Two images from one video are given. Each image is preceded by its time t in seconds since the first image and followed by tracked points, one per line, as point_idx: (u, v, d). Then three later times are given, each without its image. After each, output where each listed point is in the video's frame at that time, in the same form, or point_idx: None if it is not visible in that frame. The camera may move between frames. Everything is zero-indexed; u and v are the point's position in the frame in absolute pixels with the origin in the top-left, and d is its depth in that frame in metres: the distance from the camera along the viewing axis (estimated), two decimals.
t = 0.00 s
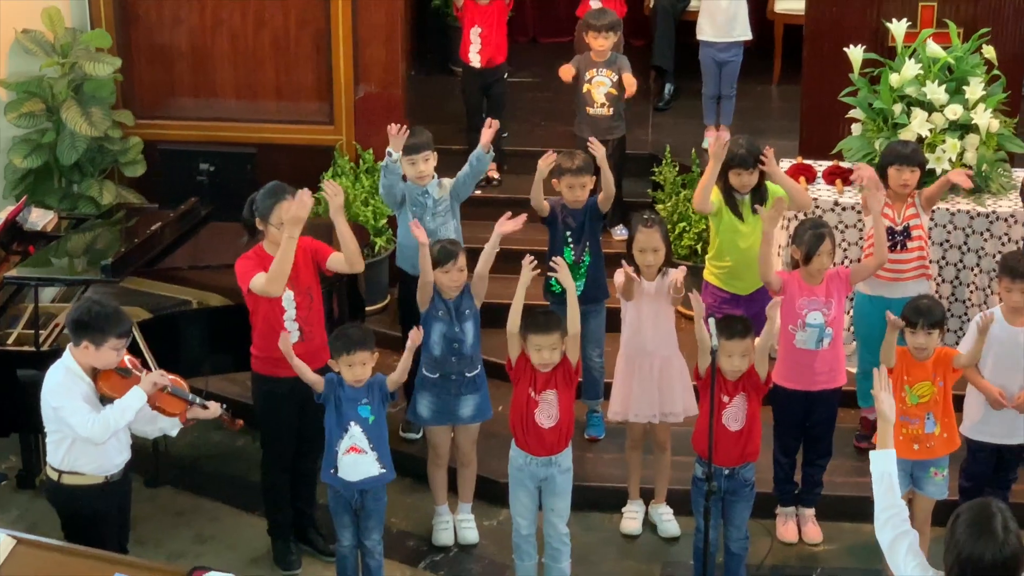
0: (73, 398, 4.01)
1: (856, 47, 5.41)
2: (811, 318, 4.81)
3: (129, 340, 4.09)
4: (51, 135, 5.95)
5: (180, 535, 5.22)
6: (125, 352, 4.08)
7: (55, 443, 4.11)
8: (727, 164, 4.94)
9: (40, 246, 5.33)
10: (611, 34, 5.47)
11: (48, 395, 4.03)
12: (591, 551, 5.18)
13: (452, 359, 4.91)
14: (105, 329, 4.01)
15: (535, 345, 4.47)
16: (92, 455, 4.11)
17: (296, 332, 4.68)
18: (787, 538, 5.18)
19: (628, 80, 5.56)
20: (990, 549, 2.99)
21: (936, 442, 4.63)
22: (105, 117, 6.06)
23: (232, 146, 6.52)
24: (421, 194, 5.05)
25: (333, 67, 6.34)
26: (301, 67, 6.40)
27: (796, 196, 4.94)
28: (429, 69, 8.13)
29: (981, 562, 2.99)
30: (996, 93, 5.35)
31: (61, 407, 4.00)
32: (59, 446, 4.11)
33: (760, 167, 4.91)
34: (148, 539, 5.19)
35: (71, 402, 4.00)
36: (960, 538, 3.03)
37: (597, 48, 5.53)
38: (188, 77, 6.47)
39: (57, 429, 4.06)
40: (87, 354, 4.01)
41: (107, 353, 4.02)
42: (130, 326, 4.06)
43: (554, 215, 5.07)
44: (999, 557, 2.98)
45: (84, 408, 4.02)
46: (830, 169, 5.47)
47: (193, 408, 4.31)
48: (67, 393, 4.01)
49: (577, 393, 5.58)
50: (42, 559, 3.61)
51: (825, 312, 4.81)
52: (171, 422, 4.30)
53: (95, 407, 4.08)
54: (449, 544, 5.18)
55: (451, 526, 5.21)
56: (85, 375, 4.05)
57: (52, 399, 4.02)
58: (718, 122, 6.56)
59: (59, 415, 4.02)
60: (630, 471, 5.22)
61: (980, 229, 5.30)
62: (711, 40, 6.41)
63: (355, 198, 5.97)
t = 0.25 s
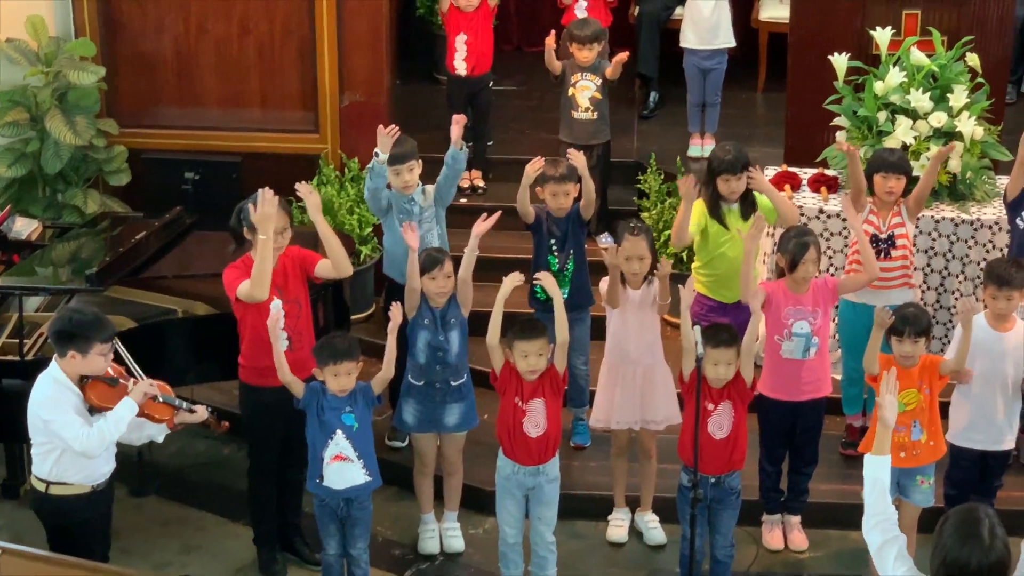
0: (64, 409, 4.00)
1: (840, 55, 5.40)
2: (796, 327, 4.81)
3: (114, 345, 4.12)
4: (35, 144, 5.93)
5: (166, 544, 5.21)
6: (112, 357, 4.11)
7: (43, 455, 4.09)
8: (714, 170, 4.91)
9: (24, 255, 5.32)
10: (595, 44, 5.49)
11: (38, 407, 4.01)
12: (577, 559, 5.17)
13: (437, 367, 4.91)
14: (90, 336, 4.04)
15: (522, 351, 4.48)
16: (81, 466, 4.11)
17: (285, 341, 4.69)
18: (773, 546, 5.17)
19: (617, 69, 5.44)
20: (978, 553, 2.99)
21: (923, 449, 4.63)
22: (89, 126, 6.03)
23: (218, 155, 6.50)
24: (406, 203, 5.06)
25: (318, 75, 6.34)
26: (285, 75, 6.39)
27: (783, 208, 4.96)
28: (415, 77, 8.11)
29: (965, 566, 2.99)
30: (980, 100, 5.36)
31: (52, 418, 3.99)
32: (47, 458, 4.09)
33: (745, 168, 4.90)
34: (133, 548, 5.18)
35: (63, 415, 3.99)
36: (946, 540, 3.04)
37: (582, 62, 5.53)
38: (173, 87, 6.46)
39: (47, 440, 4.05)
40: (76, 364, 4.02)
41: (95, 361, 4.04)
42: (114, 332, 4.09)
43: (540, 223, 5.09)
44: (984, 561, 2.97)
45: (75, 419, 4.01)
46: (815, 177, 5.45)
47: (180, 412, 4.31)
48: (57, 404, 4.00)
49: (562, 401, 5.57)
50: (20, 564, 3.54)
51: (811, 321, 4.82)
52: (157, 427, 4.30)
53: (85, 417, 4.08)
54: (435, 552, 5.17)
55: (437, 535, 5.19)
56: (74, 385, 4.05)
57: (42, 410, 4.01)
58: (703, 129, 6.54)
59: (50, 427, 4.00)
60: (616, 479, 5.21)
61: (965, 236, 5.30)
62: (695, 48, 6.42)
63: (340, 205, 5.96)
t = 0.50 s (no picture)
0: (51, 415, 3.98)
1: (824, 61, 5.38)
2: (781, 336, 4.82)
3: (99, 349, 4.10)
4: (19, 152, 5.84)
5: (151, 552, 5.19)
6: (99, 361, 4.09)
7: (29, 461, 4.07)
8: (705, 174, 4.87)
9: (8, 263, 5.30)
10: (580, 51, 5.50)
11: (24, 414, 3.99)
12: (563, 566, 5.16)
13: (423, 375, 4.90)
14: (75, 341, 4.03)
15: (508, 358, 4.47)
16: (67, 471, 4.09)
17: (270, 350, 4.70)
18: (760, 552, 5.17)
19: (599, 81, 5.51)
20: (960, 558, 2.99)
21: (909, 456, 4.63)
22: (74, 134, 5.97)
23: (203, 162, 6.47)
24: (390, 211, 5.05)
25: (303, 83, 6.34)
26: (270, 82, 6.39)
27: (765, 221, 4.97)
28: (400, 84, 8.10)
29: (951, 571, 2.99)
30: (963, 107, 5.38)
31: (40, 425, 3.97)
32: (34, 463, 4.07)
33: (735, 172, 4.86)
34: (118, 557, 5.16)
35: (51, 422, 3.97)
36: (930, 545, 3.04)
37: (566, 67, 5.56)
38: (157, 94, 6.45)
39: (33, 446, 4.03)
40: (62, 371, 4.01)
41: (80, 367, 4.03)
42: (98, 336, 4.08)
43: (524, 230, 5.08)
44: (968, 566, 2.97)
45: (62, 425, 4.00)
46: (800, 183, 5.44)
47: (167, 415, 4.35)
48: (44, 410, 3.98)
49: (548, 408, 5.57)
50: None
51: (796, 330, 4.81)
52: (145, 431, 4.32)
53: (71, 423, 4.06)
54: (421, 559, 5.15)
55: (422, 541, 5.18)
56: (60, 391, 4.04)
57: (29, 417, 3.99)
58: (688, 136, 6.55)
59: (38, 433, 3.98)
60: (602, 485, 5.21)
61: (949, 242, 5.31)
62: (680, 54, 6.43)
63: (325, 212, 5.95)
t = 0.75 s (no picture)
0: (39, 420, 3.98)
1: (808, 67, 5.38)
2: (765, 343, 4.82)
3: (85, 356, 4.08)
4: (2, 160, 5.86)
5: (136, 560, 5.18)
6: (84, 368, 4.07)
7: (15, 469, 4.06)
8: (692, 178, 4.86)
9: None
10: (565, 57, 5.48)
11: (11, 420, 3.98)
12: (548, 572, 5.16)
13: (409, 380, 4.89)
14: (63, 348, 4.00)
15: (495, 363, 4.47)
16: (55, 479, 4.08)
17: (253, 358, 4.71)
18: (745, 557, 5.17)
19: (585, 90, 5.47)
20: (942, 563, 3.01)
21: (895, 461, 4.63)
22: (57, 140, 5.99)
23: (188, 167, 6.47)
24: (376, 220, 5.06)
25: (287, 89, 6.33)
26: (254, 88, 6.38)
27: (751, 231, 4.99)
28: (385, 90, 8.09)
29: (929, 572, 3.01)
30: (948, 112, 5.37)
31: (28, 430, 3.97)
32: (20, 471, 4.06)
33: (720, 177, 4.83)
34: (103, 564, 5.14)
35: (37, 428, 3.97)
36: (913, 546, 3.06)
37: (551, 72, 5.54)
38: (142, 100, 6.44)
39: (21, 453, 4.02)
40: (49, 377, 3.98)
41: (67, 374, 4.00)
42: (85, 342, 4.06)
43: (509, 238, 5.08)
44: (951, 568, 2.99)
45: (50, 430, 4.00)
46: (785, 189, 5.43)
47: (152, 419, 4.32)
48: (32, 416, 3.98)
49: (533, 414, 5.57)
50: None
51: (781, 338, 4.81)
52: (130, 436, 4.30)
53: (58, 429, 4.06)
54: (406, 566, 5.15)
55: (408, 548, 5.17)
56: (46, 397, 4.04)
57: (17, 423, 3.98)
58: (673, 142, 6.55)
59: (26, 439, 3.98)
60: (587, 491, 5.20)
61: (933, 247, 5.32)
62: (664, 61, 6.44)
63: (310, 219, 5.94)
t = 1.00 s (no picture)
0: (24, 427, 3.96)
1: (792, 72, 5.39)
2: (748, 349, 4.84)
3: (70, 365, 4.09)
4: None
5: (119, 567, 5.16)
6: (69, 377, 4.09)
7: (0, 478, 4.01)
8: (674, 182, 4.85)
9: None
10: (549, 64, 5.51)
11: None
12: None
13: (392, 386, 4.89)
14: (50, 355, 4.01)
15: (480, 370, 4.45)
16: (40, 486, 4.06)
17: (237, 366, 4.73)
18: (729, 562, 5.16)
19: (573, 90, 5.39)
20: (922, 561, 3.09)
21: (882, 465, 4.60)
22: (41, 147, 5.98)
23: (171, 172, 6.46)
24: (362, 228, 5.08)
25: (271, 95, 6.32)
26: (238, 94, 6.38)
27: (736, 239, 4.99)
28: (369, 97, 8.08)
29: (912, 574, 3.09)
30: (931, 117, 5.37)
31: (13, 437, 3.93)
32: (4, 480, 4.02)
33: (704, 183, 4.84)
34: (86, 572, 5.13)
35: (21, 436, 3.94)
36: (897, 550, 3.14)
37: (536, 78, 5.54)
38: (125, 106, 6.43)
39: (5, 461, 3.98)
40: (36, 384, 3.98)
41: (53, 382, 4.00)
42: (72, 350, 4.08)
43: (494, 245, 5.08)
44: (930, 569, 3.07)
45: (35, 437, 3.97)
46: (769, 194, 5.44)
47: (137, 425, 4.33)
48: (17, 423, 3.95)
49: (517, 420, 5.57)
50: None
51: (763, 343, 4.83)
52: (115, 442, 4.31)
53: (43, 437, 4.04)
54: (391, 572, 5.14)
55: (392, 554, 5.16)
56: (29, 404, 4.02)
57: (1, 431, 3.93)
58: (656, 147, 6.52)
59: (12, 447, 3.94)
60: (571, 497, 5.20)
61: (917, 253, 5.32)
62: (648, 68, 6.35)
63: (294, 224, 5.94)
